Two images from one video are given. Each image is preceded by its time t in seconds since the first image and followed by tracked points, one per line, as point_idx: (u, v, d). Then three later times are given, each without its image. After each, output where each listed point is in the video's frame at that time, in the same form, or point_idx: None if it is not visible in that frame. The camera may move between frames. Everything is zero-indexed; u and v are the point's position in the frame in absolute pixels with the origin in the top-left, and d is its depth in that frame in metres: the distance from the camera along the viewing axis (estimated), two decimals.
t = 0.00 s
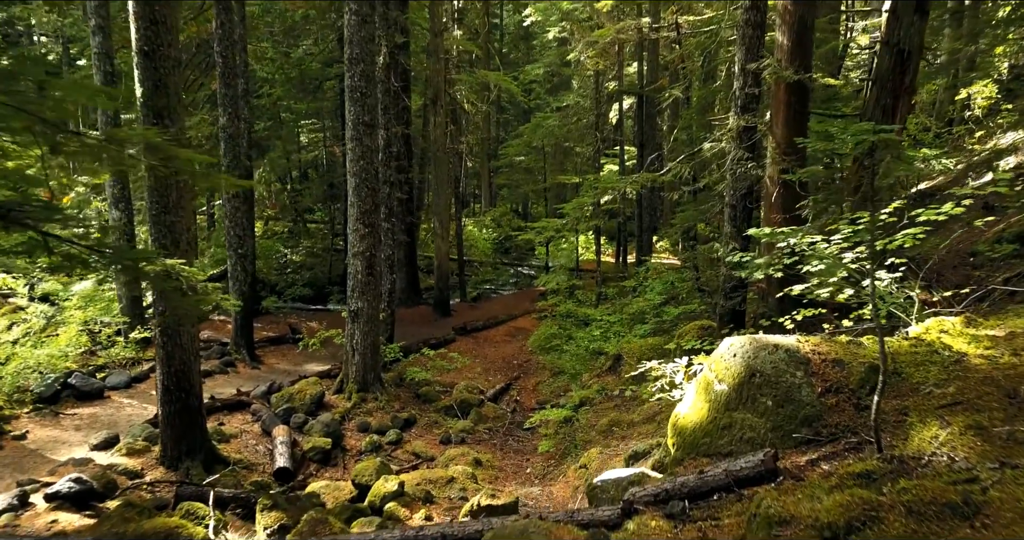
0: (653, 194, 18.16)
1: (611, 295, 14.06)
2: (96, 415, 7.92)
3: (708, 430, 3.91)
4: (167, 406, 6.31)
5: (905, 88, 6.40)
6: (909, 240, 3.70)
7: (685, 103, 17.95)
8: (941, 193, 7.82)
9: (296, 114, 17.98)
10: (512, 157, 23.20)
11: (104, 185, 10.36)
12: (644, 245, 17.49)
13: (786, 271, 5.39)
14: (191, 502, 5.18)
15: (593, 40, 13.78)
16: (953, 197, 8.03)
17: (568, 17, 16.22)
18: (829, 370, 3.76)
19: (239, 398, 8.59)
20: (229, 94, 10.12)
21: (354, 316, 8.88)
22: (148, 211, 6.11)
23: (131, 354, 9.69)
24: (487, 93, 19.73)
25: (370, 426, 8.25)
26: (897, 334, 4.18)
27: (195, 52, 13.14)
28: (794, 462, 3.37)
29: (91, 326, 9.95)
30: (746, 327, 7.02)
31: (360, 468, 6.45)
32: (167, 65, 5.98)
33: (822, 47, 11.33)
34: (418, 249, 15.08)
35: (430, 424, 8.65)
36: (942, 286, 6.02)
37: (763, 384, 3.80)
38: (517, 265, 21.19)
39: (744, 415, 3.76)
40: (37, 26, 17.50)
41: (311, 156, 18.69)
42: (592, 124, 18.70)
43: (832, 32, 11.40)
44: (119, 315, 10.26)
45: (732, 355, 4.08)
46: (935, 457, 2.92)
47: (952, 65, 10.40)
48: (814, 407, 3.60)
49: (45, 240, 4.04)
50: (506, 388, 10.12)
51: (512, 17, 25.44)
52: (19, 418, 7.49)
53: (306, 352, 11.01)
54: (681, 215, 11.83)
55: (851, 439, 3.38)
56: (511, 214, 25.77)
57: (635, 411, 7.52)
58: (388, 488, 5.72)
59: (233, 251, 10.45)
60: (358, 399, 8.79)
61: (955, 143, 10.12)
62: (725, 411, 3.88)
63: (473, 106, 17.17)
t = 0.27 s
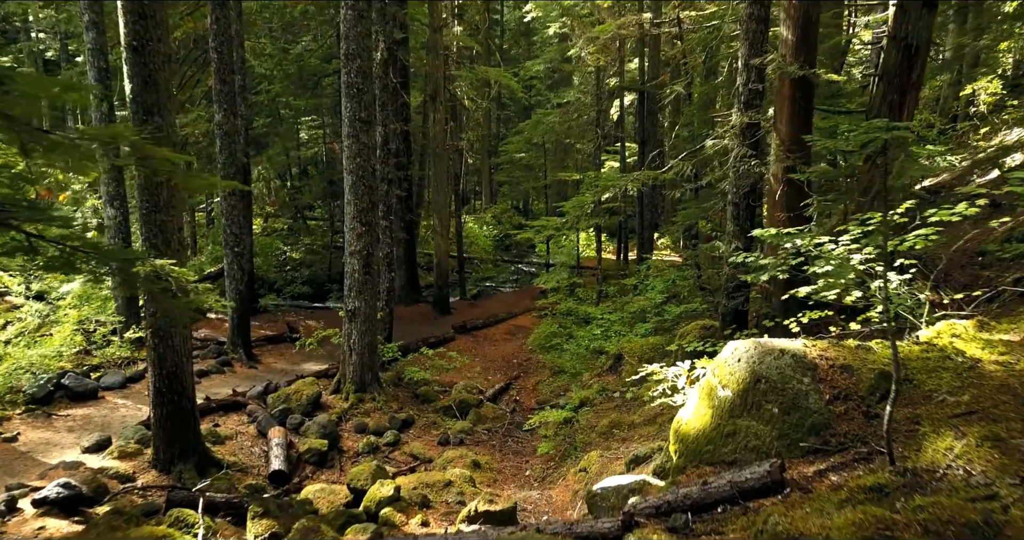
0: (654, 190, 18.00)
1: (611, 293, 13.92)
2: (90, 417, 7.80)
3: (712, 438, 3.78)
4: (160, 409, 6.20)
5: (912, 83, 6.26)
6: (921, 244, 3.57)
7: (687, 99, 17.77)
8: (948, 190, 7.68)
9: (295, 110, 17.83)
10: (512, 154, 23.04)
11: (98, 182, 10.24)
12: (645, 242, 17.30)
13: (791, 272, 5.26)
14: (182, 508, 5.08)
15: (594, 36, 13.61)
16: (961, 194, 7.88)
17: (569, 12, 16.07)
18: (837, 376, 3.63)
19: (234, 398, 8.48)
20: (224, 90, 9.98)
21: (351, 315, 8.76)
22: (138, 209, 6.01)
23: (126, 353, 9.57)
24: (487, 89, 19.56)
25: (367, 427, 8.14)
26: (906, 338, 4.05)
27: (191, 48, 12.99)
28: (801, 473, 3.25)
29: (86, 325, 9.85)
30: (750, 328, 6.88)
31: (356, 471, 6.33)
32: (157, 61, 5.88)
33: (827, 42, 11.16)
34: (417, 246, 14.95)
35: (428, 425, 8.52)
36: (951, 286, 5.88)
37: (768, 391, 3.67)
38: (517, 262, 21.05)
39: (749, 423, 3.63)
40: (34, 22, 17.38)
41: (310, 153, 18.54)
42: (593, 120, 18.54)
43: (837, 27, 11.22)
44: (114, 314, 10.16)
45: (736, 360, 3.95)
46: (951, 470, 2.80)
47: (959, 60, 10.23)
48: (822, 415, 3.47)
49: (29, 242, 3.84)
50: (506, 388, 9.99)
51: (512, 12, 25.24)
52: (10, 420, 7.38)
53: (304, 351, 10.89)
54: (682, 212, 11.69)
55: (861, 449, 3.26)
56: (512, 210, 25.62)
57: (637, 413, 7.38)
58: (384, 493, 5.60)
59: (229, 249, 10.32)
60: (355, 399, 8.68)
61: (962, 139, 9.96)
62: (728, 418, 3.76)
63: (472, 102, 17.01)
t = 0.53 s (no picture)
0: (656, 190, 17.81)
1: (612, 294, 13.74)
2: (80, 421, 7.55)
3: (717, 453, 3.59)
4: (147, 416, 6.00)
5: (924, 81, 6.07)
6: (941, 249, 3.37)
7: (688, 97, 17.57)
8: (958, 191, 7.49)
9: (292, 109, 17.63)
10: (512, 152, 22.84)
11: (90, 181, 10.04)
12: (647, 240, 16.80)
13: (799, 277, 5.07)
14: (168, 521, 4.88)
15: (595, 34, 13.41)
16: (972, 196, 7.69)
17: (570, 9, 15.88)
18: (850, 390, 3.44)
19: (227, 403, 8.30)
20: (217, 87, 9.77)
21: (347, 318, 8.58)
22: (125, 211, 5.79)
23: (117, 355, 9.37)
24: (487, 87, 19.36)
25: (362, 432, 7.95)
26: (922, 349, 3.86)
27: (187, 45, 12.80)
28: (814, 493, 3.07)
29: (77, 326, 9.65)
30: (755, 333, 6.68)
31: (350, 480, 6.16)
32: (145, 57, 5.65)
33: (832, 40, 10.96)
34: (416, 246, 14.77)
35: (425, 430, 8.34)
36: (964, 291, 5.68)
37: (777, 405, 3.48)
38: (517, 262, 20.85)
39: (757, 438, 3.44)
40: (29, 17, 17.14)
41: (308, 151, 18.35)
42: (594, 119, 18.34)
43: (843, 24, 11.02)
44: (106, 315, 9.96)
45: (743, 371, 3.74)
46: (976, 496, 2.62)
47: (966, 58, 10.05)
48: (834, 432, 3.29)
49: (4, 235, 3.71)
50: (504, 392, 9.81)
51: (512, 9, 25.03)
52: None
53: (299, 353, 10.71)
54: (684, 213, 11.49)
55: (877, 469, 3.07)
56: (512, 209, 25.41)
57: (638, 420, 7.19)
58: (377, 504, 5.42)
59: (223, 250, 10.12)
60: (350, 404, 8.49)
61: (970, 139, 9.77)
62: (735, 432, 3.57)
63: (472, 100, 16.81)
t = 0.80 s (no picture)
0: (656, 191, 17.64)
1: (612, 296, 13.58)
2: (69, 428, 7.39)
3: (721, 468, 3.43)
4: (135, 424, 5.84)
5: (932, 80, 5.91)
6: (956, 255, 3.21)
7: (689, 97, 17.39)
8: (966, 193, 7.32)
9: (290, 109, 17.46)
10: (511, 152, 22.68)
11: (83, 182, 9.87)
12: (647, 243, 16.79)
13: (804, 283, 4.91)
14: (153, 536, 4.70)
15: (595, 33, 13.25)
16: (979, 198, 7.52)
17: (570, 8, 15.72)
18: (861, 403, 3.28)
19: (220, 408, 8.14)
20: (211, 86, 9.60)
21: (342, 322, 8.43)
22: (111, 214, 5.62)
23: (110, 360, 9.21)
24: (486, 87, 19.19)
25: (357, 439, 7.79)
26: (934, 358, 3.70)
27: (181, 44, 12.62)
28: (823, 513, 2.92)
29: (69, 330, 9.49)
30: (758, 339, 6.52)
31: (344, 492, 5.99)
32: (133, 55, 5.45)
33: (836, 39, 10.80)
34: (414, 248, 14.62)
35: (421, 436, 8.19)
36: (975, 298, 5.52)
37: (784, 418, 3.33)
38: (516, 263, 20.69)
39: (763, 453, 3.29)
40: (24, 15, 16.95)
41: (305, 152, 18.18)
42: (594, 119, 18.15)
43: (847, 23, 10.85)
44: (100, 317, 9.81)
45: (749, 383, 3.59)
46: (997, 520, 2.47)
47: (972, 58, 9.90)
48: (845, 448, 3.13)
49: None
50: (503, 397, 9.65)
51: (511, 9, 24.87)
52: None
53: (295, 357, 10.56)
54: (686, 214, 11.33)
55: (890, 488, 2.92)
56: (511, 210, 25.26)
57: (639, 427, 7.04)
58: (372, 518, 5.26)
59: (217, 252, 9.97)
60: (345, 410, 8.34)
61: (976, 140, 9.60)
62: (740, 446, 3.42)
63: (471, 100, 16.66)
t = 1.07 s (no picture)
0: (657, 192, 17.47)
1: (612, 299, 13.42)
2: (57, 435, 7.24)
3: (725, 486, 3.26)
4: (121, 433, 5.69)
5: (941, 80, 5.76)
6: (974, 263, 3.06)
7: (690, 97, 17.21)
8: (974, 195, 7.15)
9: (287, 109, 17.30)
10: (511, 153, 22.51)
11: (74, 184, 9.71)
12: (648, 244, 16.62)
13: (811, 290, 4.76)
14: None
15: (596, 32, 13.07)
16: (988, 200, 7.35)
17: (569, 7, 15.56)
18: (874, 419, 3.12)
19: (213, 415, 7.99)
20: (204, 86, 9.45)
21: (336, 326, 8.27)
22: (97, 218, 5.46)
23: (101, 364, 9.05)
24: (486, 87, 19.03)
25: (352, 446, 7.64)
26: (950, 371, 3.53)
27: (176, 44, 12.46)
28: (835, 537, 2.76)
29: (60, 334, 9.33)
30: (762, 345, 6.36)
31: (337, 503, 5.83)
32: (118, 54, 5.29)
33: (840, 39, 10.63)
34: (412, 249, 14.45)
35: (417, 443, 8.03)
36: (986, 304, 5.36)
37: (793, 435, 3.17)
38: (516, 264, 20.53)
39: (771, 471, 3.13)
40: (19, 15, 16.79)
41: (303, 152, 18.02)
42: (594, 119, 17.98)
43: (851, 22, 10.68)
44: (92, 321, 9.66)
45: (755, 397, 3.42)
46: None
47: (978, 57, 9.73)
48: (858, 467, 2.98)
49: None
50: (501, 402, 9.49)
51: (512, 8, 24.70)
52: None
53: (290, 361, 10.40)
54: (687, 217, 11.16)
55: (906, 512, 2.76)
56: (512, 210, 25.11)
57: (640, 436, 6.88)
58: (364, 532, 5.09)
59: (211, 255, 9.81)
60: (340, 416, 8.18)
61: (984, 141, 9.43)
62: (746, 464, 3.24)
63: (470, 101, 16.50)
